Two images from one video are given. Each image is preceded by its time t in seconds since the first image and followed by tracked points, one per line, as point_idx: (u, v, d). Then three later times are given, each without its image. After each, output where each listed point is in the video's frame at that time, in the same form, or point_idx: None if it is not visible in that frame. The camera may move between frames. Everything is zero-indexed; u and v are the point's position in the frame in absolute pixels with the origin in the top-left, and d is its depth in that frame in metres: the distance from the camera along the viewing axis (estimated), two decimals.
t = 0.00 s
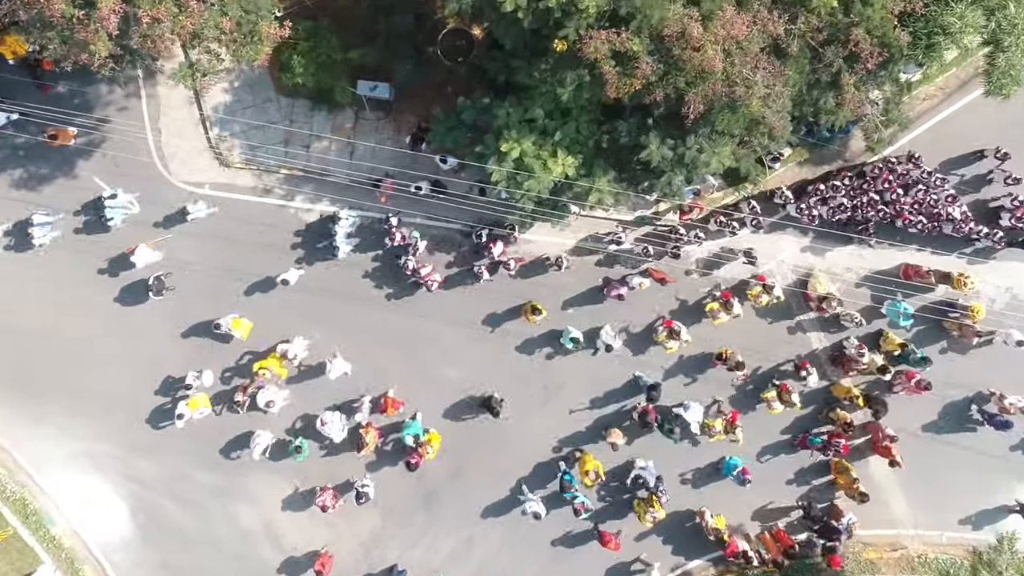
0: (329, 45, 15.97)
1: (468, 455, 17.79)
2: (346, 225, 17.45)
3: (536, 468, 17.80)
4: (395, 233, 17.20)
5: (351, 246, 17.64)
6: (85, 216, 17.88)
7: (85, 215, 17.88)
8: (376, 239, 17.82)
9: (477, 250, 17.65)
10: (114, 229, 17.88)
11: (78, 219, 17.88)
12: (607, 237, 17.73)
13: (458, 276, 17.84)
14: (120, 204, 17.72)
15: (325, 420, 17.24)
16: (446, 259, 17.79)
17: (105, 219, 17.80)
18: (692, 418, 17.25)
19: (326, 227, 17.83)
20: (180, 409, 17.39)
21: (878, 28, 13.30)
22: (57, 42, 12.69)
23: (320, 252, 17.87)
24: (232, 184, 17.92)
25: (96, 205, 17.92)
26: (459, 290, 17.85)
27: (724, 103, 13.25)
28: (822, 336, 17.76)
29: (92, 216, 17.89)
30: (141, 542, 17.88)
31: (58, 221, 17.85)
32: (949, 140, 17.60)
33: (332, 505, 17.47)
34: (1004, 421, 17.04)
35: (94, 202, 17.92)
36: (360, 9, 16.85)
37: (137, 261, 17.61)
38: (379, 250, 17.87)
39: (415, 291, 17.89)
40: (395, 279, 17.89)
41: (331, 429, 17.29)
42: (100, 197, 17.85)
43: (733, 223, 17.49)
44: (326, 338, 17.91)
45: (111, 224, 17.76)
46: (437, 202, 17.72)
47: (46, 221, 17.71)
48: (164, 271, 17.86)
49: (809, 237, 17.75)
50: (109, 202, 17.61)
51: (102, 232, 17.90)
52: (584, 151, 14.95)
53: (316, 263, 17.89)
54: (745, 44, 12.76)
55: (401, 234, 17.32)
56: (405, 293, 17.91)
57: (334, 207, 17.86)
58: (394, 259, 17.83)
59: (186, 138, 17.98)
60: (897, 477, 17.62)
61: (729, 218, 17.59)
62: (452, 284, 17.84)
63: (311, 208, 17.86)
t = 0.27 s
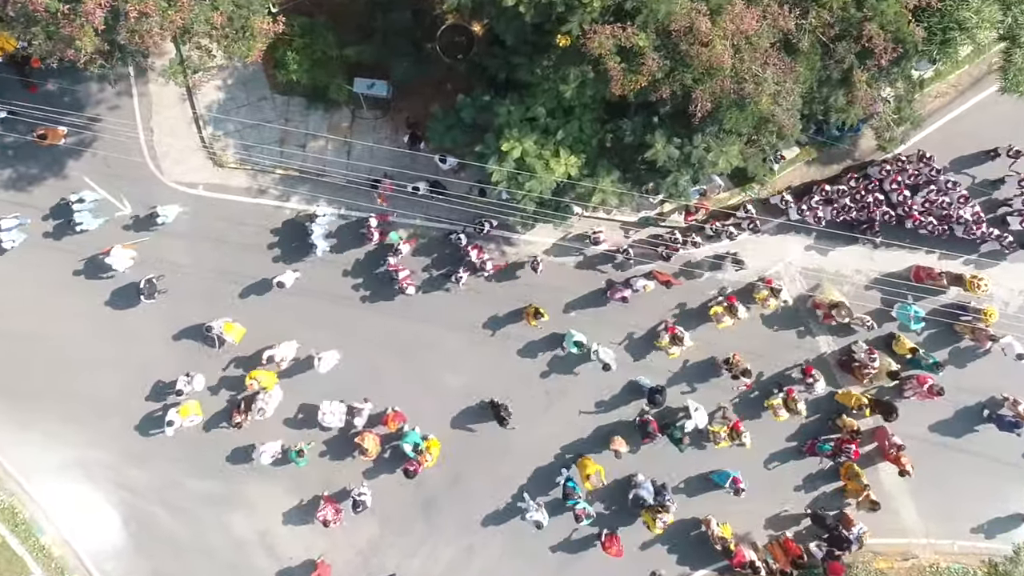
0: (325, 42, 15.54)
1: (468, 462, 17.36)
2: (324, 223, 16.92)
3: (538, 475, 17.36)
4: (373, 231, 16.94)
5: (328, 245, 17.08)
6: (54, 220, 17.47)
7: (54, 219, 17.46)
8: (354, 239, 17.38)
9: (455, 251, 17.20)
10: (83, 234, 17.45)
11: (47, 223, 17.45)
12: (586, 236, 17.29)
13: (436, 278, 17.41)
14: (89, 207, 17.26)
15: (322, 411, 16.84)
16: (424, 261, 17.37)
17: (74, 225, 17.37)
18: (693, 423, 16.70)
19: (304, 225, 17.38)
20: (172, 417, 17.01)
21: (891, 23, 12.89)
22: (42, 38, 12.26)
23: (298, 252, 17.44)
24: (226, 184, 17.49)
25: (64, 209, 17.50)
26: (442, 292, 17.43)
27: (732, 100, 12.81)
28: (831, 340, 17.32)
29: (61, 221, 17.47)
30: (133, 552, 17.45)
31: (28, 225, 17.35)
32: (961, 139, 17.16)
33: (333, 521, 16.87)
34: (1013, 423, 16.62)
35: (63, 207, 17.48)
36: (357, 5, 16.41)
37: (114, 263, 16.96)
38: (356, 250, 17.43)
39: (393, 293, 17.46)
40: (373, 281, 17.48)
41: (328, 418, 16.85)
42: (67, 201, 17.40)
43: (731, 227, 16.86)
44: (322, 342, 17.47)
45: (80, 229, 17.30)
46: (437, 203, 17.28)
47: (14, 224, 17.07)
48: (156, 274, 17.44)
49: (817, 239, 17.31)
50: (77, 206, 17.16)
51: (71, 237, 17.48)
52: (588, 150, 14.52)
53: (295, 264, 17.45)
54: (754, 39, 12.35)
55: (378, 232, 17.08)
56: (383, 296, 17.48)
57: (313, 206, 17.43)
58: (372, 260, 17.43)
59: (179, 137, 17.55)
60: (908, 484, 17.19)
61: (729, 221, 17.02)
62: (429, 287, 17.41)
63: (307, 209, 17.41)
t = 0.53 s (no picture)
0: (321, 35, 15.10)
1: (467, 466, 16.94)
2: (300, 218, 16.62)
3: (539, 480, 16.94)
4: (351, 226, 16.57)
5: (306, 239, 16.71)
6: (22, 223, 16.97)
7: (21, 223, 16.97)
8: (331, 234, 16.96)
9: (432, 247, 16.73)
10: (50, 238, 16.98)
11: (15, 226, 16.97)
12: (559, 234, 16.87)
13: (412, 275, 16.99)
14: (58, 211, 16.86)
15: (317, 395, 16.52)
16: (401, 258, 16.93)
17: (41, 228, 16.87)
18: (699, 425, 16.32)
19: (280, 220, 16.97)
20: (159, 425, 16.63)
21: (905, 14, 12.51)
22: (26, 28, 11.84)
23: (273, 247, 17.02)
24: (219, 181, 17.07)
25: (32, 212, 17.01)
26: (420, 288, 17.00)
27: (740, 94, 12.42)
28: (839, 342, 16.92)
29: (28, 225, 16.97)
30: (123, 558, 17.03)
31: None
32: (972, 136, 16.75)
33: (331, 527, 16.56)
34: None
35: (30, 210, 17.01)
36: None
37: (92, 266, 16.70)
38: (333, 245, 16.99)
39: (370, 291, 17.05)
40: (350, 277, 17.03)
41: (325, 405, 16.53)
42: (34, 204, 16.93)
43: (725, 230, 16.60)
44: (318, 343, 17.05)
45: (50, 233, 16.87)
46: (435, 200, 16.86)
47: None
48: (148, 274, 17.03)
49: (825, 237, 16.89)
50: (45, 210, 16.75)
51: (37, 242, 16.99)
52: (590, 146, 14.09)
53: (273, 257, 17.02)
54: (763, 30, 11.98)
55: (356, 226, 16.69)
56: (359, 294, 17.05)
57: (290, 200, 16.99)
58: (349, 256, 17.00)
59: (171, 133, 17.12)
60: (918, 489, 16.78)
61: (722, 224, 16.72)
62: (405, 285, 16.99)
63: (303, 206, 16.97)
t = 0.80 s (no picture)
0: (318, 25, 14.64)
1: (468, 466, 16.56)
2: (279, 210, 16.26)
3: (542, 480, 16.55)
4: (332, 217, 16.15)
5: (285, 231, 16.44)
6: None
7: None
8: (311, 226, 16.57)
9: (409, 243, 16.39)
10: (21, 239, 16.59)
11: None
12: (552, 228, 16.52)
13: (390, 271, 16.62)
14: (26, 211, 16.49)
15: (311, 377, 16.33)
16: (378, 254, 16.56)
17: (11, 229, 16.47)
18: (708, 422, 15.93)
19: (259, 211, 16.61)
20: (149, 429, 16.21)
21: None
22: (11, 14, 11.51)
23: (252, 240, 16.66)
24: (215, 175, 16.70)
25: None
26: (401, 283, 16.62)
27: (749, 82, 12.09)
28: (849, 340, 16.52)
29: None
30: (117, 560, 16.65)
31: None
32: (985, 128, 16.38)
33: (327, 525, 16.27)
34: None
35: None
36: None
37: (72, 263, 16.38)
38: (313, 237, 16.60)
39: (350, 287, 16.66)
40: (326, 269, 16.66)
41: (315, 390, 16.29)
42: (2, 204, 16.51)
43: (722, 229, 16.10)
44: (316, 340, 16.67)
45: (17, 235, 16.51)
46: (435, 194, 16.48)
47: None
48: (142, 270, 16.67)
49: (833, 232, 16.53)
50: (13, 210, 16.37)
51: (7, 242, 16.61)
52: (594, 137, 13.73)
53: (250, 249, 16.66)
54: (774, 17, 11.68)
55: (337, 218, 16.30)
56: (338, 289, 16.66)
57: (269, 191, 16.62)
58: (327, 250, 16.62)
59: (165, 126, 16.76)
60: (929, 490, 16.41)
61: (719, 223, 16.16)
62: (383, 280, 16.63)
63: (300, 200, 16.61)
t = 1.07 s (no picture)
0: (313, 8, 14.17)
1: (468, 462, 16.15)
2: (253, 197, 15.88)
3: (545, 477, 16.13)
4: (308, 204, 15.80)
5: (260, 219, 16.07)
6: None
7: None
8: (288, 212, 16.21)
9: (386, 232, 15.96)
10: None
11: None
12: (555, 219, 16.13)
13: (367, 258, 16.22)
14: None
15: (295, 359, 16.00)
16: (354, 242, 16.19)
17: None
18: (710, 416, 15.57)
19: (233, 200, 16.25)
20: (139, 425, 15.75)
21: None
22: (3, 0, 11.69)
23: (228, 228, 16.26)
24: (209, 164, 16.29)
25: None
26: (378, 271, 16.24)
27: (759, 63, 11.69)
28: (858, 332, 16.11)
29: None
30: (108, 559, 16.24)
31: None
32: (999, 116, 15.96)
33: (319, 518, 15.83)
34: None
35: None
36: None
37: (49, 254, 15.93)
38: (290, 224, 16.21)
39: (324, 275, 16.24)
40: (301, 257, 16.24)
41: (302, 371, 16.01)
42: None
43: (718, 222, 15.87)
44: (312, 334, 16.26)
45: None
46: (435, 183, 16.08)
47: None
48: (134, 262, 16.26)
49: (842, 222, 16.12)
50: None
51: None
52: (598, 123, 13.33)
53: (225, 238, 16.27)
54: None
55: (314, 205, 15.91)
56: (313, 276, 16.24)
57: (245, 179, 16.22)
58: (302, 236, 16.21)
59: (158, 114, 16.34)
60: (941, 487, 16.00)
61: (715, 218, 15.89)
62: (361, 268, 16.22)
63: (296, 189, 16.22)
